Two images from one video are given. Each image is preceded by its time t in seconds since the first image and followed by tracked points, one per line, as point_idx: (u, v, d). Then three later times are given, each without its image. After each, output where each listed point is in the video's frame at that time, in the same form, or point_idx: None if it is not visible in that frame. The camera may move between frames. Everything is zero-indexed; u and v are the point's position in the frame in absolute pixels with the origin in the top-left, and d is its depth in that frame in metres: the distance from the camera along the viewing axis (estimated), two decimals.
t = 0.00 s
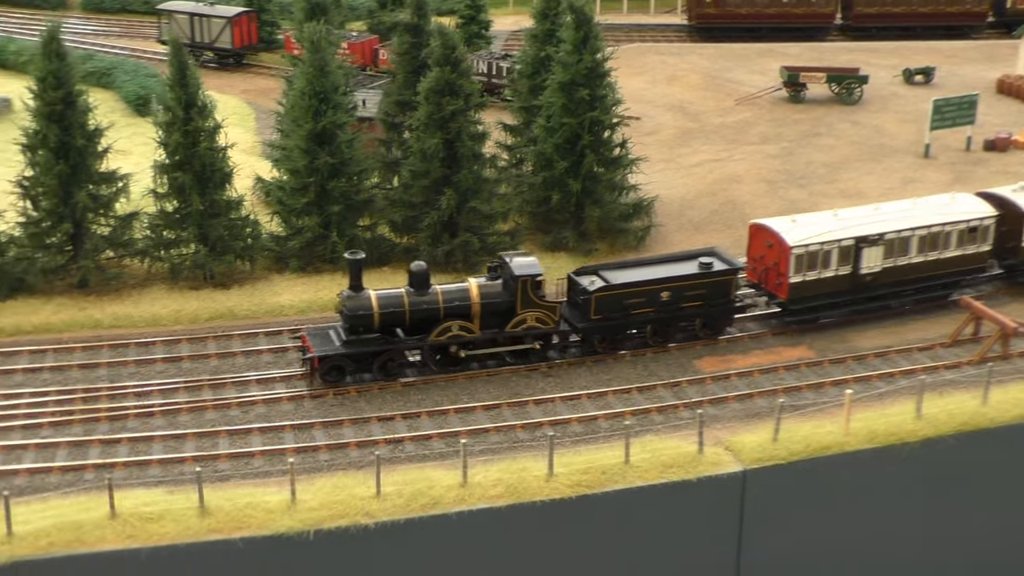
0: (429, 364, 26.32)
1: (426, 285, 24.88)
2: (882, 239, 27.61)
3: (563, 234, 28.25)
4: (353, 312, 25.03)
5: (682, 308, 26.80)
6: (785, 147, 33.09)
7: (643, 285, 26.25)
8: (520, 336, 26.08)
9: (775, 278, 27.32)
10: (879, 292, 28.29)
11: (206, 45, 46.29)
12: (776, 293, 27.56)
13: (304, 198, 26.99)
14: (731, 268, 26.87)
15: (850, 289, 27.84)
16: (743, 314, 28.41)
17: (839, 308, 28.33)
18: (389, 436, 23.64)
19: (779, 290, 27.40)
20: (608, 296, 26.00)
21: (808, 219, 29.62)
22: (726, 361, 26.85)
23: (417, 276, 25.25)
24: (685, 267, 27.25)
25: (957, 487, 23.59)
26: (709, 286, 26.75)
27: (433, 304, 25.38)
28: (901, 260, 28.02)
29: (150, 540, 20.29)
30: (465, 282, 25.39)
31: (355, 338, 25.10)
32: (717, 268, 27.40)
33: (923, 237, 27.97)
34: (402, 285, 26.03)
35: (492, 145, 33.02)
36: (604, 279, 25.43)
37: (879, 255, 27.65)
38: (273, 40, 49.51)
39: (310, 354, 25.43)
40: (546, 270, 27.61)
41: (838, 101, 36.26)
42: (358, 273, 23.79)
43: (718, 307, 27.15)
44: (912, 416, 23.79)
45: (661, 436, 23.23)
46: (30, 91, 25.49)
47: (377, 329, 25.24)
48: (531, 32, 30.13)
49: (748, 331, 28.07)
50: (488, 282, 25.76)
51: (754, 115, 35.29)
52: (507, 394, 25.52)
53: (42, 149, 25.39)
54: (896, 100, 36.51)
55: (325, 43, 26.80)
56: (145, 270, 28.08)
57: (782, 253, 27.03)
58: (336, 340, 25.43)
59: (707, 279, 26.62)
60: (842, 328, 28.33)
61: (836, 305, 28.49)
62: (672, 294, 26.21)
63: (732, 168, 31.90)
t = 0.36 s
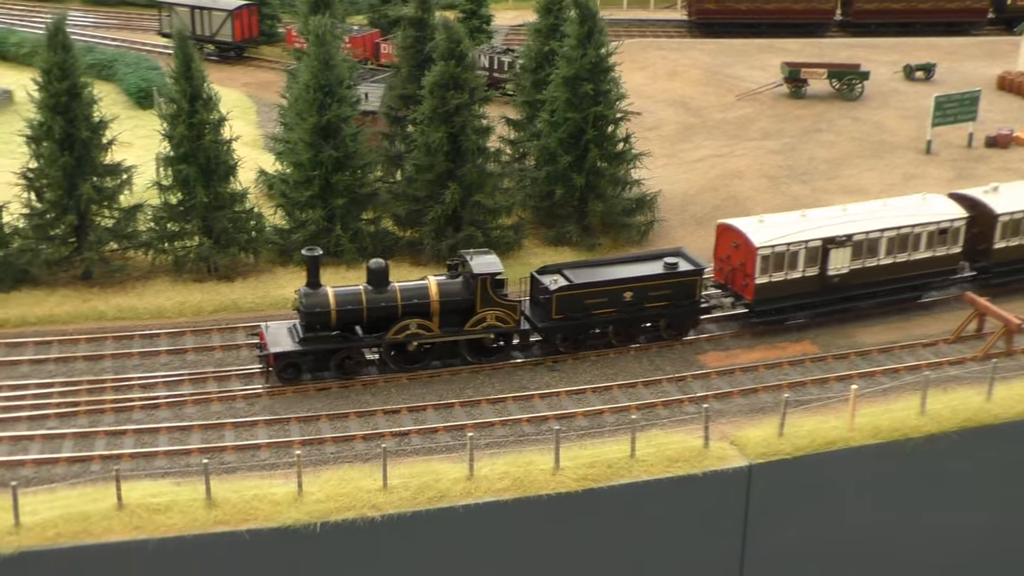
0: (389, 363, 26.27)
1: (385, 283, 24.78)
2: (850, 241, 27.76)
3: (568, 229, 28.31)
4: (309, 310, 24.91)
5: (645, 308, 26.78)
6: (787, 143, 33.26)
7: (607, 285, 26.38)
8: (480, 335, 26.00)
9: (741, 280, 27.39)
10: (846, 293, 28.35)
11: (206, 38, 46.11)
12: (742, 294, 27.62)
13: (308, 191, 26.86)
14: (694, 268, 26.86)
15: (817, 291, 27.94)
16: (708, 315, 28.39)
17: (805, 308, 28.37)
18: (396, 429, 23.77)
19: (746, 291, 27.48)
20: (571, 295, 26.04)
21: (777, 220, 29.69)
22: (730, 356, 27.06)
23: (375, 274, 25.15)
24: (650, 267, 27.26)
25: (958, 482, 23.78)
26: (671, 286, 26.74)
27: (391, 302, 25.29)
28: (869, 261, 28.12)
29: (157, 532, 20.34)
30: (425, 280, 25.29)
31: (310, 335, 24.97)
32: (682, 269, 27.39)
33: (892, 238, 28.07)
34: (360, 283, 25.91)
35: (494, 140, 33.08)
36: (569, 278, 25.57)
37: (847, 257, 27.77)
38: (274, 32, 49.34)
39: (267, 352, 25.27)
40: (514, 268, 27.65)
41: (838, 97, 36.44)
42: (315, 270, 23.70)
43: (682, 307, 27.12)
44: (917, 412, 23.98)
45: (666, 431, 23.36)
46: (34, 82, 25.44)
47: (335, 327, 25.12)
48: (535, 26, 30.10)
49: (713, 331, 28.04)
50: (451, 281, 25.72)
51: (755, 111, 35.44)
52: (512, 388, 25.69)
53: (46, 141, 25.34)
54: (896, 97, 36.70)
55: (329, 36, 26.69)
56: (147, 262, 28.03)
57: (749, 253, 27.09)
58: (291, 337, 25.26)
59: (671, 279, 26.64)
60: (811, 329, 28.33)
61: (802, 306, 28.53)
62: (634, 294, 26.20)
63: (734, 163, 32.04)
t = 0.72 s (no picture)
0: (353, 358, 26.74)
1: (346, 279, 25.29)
2: (810, 240, 28.45)
3: (574, 224, 29.09)
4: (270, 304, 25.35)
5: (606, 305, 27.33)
6: (786, 140, 34.09)
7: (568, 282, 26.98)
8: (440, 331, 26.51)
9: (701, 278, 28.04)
10: (808, 292, 29.02)
11: (217, 36, 46.63)
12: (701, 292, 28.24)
13: (321, 185, 27.40)
14: (653, 267, 27.41)
15: (778, 289, 28.61)
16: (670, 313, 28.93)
17: (767, 307, 28.98)
18: (409, 416, 24.54)
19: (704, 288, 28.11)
20: (532, 292, 26.57)
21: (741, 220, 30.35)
22: (732, 347, 27.90)
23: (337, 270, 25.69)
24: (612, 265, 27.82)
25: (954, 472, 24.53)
26: (631, 284, 27.27)
27: (352, 297, 25.78)
28: (829, 261, 28.79)
29: (178, 514, 20.86)
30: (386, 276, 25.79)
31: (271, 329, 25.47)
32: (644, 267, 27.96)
33: (851, 238, 28.74)
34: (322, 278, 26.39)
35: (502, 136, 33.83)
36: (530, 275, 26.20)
37: (806, 256, 28.44)
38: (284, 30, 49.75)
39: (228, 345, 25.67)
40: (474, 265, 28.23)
41: (836, 96, 37.30)
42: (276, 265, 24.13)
43: (643, 305, 27.69)
44: (917, 402, 24.82)
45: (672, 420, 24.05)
46: (55, 77, 26.04)
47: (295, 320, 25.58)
48: (542, 24, 30.78)
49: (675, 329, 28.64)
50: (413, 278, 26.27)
51: (754, 109, 36.27)
52: (522, 377, 26.46)
53: (66, 135, 25.91)
54: (892, 96, 37.62)
55: (343, 33, 27.22)
56: (162, 253, 28.50)
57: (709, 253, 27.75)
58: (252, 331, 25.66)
59: (631, 277, 27.20)
60: (773, 327, 28.96)
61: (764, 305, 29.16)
62: (594, 292, 26.74)
63: (734, 160, 32.84)
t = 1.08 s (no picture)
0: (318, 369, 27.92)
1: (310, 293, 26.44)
2: (759, 260, 29.87)
3: (579, 238, 30.79)
4: (237, 317, 26.37)
5: (561, 321, 28.58)
6: (777, 160, 35.96)
7: (527, 299, 28.28)
8: (400, 343, 27.55)
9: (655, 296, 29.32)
10: (758, 309, 30.44)
11: (242, 60, 48.07)
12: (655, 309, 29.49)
13: (341, 201, 28.87)
14: (608, 284, 28.82)
15: (729, 307, 30.04)
16: (626, 328, 30.21)
17: (718, 325, 30.32)
18: (424, 420, 25.96)
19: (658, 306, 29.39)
20: (489, 308, 27.75)
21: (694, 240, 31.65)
22: (730, 356, 29.53)
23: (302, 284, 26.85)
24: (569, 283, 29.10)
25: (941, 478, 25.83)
26: (586, 300, 28.63)
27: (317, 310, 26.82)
28: (778, 280, 30.14)
29: (208, 511, 21.92)
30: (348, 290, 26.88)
31: (238, 340, 26.50)
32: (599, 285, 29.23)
33: (800, 259, 30.11)
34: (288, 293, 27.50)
35: (513, 155, 35.62)
36: (489, 293, 27.52)
37: (755, 275, 29.78)
38: (304, 56, 51.42)
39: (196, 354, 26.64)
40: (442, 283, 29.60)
41: (823, 120, 39.22)
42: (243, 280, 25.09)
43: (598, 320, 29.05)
44: (904, 409, 26.31)
45: (674, 425, 25.49)
46: (91, 98, 27.54)
47: (260, 333, 26.60)
48: (547, 50, 32.48)
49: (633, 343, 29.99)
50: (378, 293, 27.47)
51: (747, 131, 38.18)
52: (532, 384, 27.97)
53: (101, 152, 27.42)
54: (877, 119, 39.59)
55: (361, 57, 28.69)
56: (191, 265, 29.86)
57: (661, 270, 29.04)
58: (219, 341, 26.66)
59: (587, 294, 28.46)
60: (726, 343, 30.33)
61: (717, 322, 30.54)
62: (549, 308, 27.96)
63: (729, 179, 34.63)
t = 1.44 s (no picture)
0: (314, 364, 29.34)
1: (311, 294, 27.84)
2: (736, 269, 31.12)
3: (609, 243, 33.05)
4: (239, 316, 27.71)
5: (547, 323, 29.95)
6: (793, 173, 38.49)
7: (513, 304, 29.52)
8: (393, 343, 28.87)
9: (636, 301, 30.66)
10: (735, 315, 31.83)
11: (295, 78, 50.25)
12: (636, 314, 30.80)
13: (391, 207, 31.02)
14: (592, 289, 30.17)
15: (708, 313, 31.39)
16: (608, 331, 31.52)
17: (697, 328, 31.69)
18: (468, 409, 27.61)
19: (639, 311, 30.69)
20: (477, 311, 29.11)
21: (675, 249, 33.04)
22: (752, 353, 31.30)
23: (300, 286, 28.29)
24: (555, 288, 30.46)
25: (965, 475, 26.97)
26: (570, 305, 29.97)
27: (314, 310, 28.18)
28: (754, 287, 31.44)
29: (271, 492, 23.47)
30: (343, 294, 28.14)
31: (240, 337, 27.81)
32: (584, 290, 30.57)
33: (775, 268, 31.43)
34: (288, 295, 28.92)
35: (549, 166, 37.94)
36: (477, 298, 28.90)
37: (732, 283, 31.11)
38: (354, 75, 53.36)
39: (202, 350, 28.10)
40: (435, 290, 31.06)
41: (834, 136, 41.83)
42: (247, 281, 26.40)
43: (581, 324, 30.39)
44: (916, 405, 27.39)
45: (701, 417, 26.66)
46: (164, 110, 29.71)
47: (260, 330, 27.90)
48: (582, 69, 34.75)
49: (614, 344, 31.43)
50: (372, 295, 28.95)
51: (763, 145, 40.86)
52: (566, 377, 29.68)
53: (172, 160, 29.60)
54: (885, 135, 42.16)
55: (411, 74, 30.85)
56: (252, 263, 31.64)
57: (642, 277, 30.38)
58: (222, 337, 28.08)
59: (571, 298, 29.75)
60: (704, 345, 31.77)
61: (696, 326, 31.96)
62: (535, 311, 29.32)
63: (748, 190, 37.07)
